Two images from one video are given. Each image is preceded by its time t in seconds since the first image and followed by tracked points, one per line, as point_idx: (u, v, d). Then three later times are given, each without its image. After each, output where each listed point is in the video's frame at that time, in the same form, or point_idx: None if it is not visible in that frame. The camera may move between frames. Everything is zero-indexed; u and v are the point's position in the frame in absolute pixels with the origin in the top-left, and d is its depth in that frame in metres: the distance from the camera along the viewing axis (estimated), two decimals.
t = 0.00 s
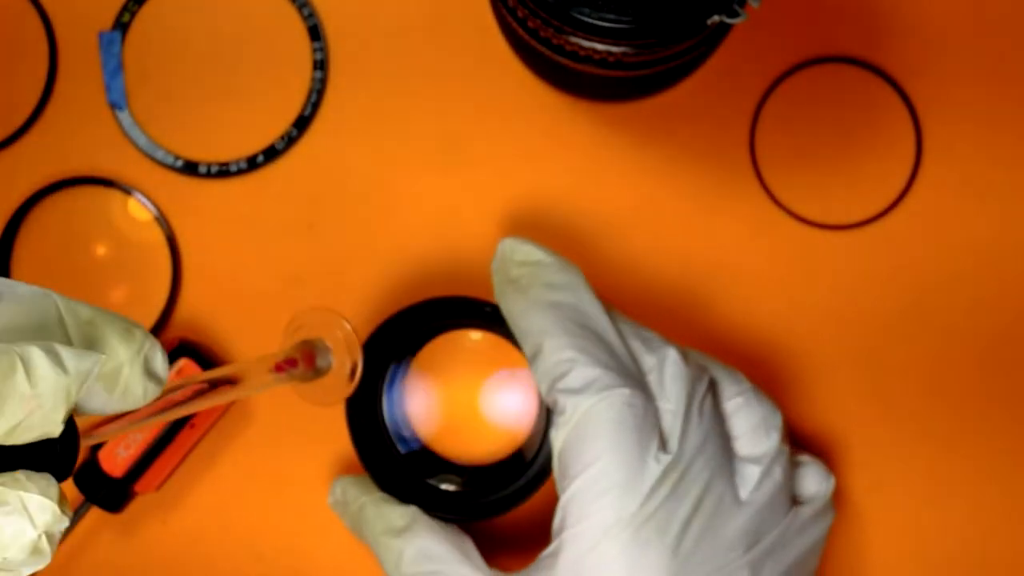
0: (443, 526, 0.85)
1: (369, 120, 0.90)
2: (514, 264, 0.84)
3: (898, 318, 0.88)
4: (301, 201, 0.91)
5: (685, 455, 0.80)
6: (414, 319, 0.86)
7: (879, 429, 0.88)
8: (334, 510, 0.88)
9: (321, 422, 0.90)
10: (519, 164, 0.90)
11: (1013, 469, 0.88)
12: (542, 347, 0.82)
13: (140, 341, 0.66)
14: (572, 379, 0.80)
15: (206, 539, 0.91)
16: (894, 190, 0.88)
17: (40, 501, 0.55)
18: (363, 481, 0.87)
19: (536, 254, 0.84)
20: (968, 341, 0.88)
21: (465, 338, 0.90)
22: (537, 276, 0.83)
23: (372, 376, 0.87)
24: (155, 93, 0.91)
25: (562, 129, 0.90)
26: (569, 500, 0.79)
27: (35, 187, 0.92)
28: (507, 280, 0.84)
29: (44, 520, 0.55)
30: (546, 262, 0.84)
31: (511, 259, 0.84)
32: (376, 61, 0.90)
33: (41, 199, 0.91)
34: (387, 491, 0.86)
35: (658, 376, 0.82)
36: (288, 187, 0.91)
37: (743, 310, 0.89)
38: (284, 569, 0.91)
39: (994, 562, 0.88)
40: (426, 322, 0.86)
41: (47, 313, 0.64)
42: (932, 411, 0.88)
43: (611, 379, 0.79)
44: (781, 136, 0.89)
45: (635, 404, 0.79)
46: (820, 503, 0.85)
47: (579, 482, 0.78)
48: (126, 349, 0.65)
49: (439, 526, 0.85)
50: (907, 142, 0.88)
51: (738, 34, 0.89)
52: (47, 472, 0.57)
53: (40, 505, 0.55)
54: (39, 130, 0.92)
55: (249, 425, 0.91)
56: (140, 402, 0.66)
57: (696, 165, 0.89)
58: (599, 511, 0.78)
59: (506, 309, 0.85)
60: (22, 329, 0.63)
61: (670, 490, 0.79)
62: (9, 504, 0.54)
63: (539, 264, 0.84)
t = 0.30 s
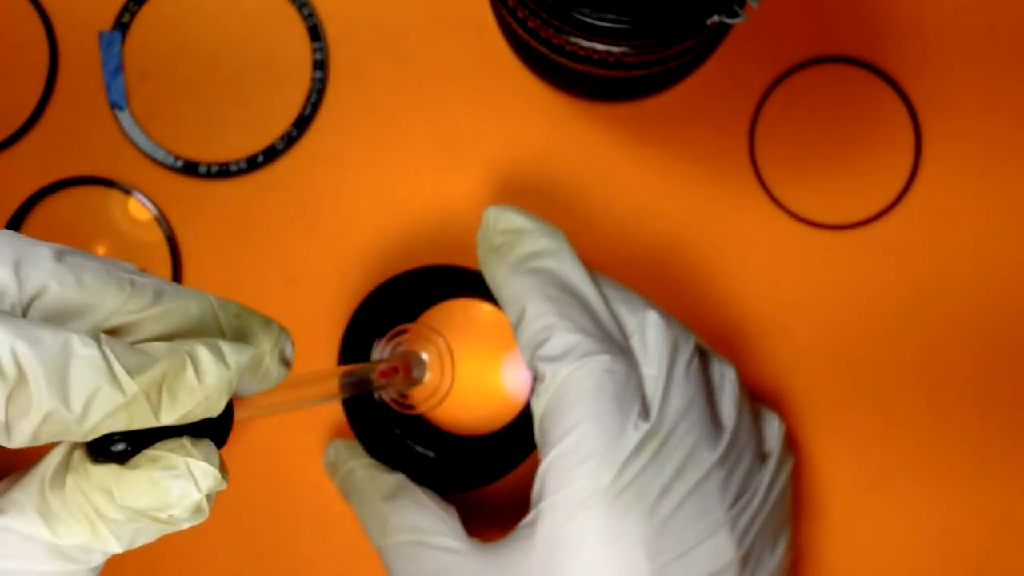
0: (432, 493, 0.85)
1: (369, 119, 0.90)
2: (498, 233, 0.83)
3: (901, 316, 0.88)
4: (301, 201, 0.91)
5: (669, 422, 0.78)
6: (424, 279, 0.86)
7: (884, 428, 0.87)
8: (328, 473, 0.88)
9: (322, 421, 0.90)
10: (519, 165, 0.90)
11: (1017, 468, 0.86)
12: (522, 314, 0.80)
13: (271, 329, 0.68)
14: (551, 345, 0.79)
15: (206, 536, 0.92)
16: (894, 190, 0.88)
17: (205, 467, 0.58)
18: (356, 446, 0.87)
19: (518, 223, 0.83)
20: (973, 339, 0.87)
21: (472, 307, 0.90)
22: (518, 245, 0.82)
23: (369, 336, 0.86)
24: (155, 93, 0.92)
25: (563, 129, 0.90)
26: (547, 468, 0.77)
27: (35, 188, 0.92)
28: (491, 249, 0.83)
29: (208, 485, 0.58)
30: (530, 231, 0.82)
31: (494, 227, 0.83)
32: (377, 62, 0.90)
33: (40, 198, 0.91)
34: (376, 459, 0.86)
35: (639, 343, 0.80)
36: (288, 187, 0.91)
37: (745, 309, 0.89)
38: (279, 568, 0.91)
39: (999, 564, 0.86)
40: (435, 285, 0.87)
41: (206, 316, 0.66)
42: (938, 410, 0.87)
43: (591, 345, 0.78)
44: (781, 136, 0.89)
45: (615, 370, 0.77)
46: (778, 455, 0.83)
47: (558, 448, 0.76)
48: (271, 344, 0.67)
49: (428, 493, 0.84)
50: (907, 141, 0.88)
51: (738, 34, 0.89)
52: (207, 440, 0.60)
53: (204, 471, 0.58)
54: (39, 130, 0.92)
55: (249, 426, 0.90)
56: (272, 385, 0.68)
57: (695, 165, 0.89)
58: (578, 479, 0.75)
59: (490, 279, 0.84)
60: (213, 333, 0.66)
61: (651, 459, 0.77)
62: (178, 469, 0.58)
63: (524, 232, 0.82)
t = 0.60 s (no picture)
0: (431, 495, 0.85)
1: (369, 119, 0.90)
2: (495, 241, 0.84)
3: (901, 315, 0.88)
4: (301, 200, 0.91)
5: (663, 426, 0.78)
6: (424, 283, 0.87)
7: (885, 427, 0.87)
8: (327, 471, 0.89)
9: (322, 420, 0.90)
10: (519, 165, 0.90)
11: (1017, 468, 0.86)
12: (517, 318, 0.80)
13: (318, 346, 0.71)
14: (545, 349, 0.78)
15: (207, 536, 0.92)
16: (894, 190, 0.88)
17: (265, 474, 0.61)
18: (356, 446, 0.87)
19: (515, 230, 0.83)
20: (974, 339, 0.87)
21: (474, 310, 0.90)
22: (516, 253, 0.83)
23: (371, 342, 0.88)
24: (154, 93, 0.92)
25: (562, 128, 0.90)
26: (539, 471, 0.76)
27: (35, 188, 0.92)
28: (488, 257, 0.84)
29: (268, 492, 0.61)
30: (527, 238, 0.83)
31: (491, 235, 0.84)
32: (377, 61, 0.90)
33: (40, 198, 0.91)
34: (376, 460, 0.86)
35: (633, 348, 0.80)
36: (289, 186, 0.91)
37: (746, 308, 0.89)
38: (279, 568, 0.91)
39: (998, 563, 0.86)
40: (436, 289, 0.88)
41: (262, 337, 0.68)
42: (938, 410, 0.87)
43: (585, 348, 0.78)
44: (781, 136, 0.90)
45: (608, 374, 0.77)
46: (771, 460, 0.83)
47: (549, 452, 0.76)
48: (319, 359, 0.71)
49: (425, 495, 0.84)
50: (906, 141, 0.88)
51: (738, 34, 0.89)
52: (266, 448, 0.64)
53: (265, 478, 0.61)
54: (39, 130, 0.92)
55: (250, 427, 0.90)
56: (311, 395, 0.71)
57: (696, 165, 0.89)
58: (569, 483, 0.75)
59: (488, 284, 0.84)
60: (265, 354, 0.68)
61: (644, 464, 0.76)
62: (239, 477, 0.61)
63: (521, 240, 0.83)
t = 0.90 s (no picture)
0: (428, 496, 0.85)
1: (370, 119, 0.90)
2: (492, 245, 0.84)
3: (902, 316, 0.87)
4: (301, 200, 0.91)
5: (655, 434, 0.77)
6: (421, 286, 0.88)
7: (885, 428, 0.87)
8: (325, 469, 0.88)
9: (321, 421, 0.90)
10: (519, 165, 0.90)
11: (1018, 469, 0.86)
12: (512, 323, 0.81)
13: (341, 368, 0.74)
14: (538, 356, 0.79)
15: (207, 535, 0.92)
16: (894, 190, 0.88)
17: (295, 498, 0.64)
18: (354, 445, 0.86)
19: (513, 234, 0.83)
20: (974, 339, 0.87)
21: (472, 312, 0.91)
22: (514, 257, 0.83)
23: (369, 344, 0.87)
24: (154, 93, 0.92)
25: (562, 128, 0.89)
26: (529, 479, 0.76)
27: (35, 188, 0.92)
28: (486, 260, 0.84)
29: (298, 516, 0.64)
30: (525, 242, 0.83)
31: (489, 239, 0.84)
32: (376, 61, 0.90)
33: (41, 198, 0.91)
34: (375, 460, 0.86)
35: (628, 355, 0.80)
36: (288, 187, 0.91)
37: (745, 309, 0.88)
38: (278, 567, 0.91)
39: (998, 564, 0.86)
40: (433, 292, 0.88)
41: (287, 360, 0.69)
42: (938, 410, 0.87)
43: (577, 356, 0.78)
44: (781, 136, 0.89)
45: (600, 381, 0.77)
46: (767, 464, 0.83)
47: (541, 458, 0.76)
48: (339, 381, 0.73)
49: (422, 497, 0.84)
50: (907, 141, 0.88)
51: (737, 34, 0.89)
52: (292, 471, 0.66)
53: (295, 502, 0.64)
54: (39, 130, 0.92)
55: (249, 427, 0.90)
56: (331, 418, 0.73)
57: (696, 165, 0.89)
58: (559, 489, 0.75)
59: (485, 288, 0.84)
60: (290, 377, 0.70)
61: (636, 471, 0.76)
62: (269, 500, 0.64)
63: (519, 244, 0.83)
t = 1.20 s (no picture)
0: (427, 496, 0.85)
1: (370, 118, 0.90)
2: (495, 244, 0.84)
3: (902, 315, 0.87)
4: (300, 200, 0.91)
5: (655, 434, 0.77)
6: (423, 285, 0.88)
7: (885, 428, 0.87)
8: (325, 467, 0.88)
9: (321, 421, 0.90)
10: (519, 165, 0.90)
11: (1019, 469, 0.86)
12: (513, 322, 0.81)
13: (346, 369, 0.75)
14: (539, 355, 0.79)
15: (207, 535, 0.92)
16: (894, 190, 0.88)
17: (305, 501, 0.64)
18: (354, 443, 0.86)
19: (515, 233, 0.83)
20: (974, 338, 0.87)
21: (473, 313, 0.90)
22: (516, 256, 0.83)
23: (371, 343, 0.88)
24: (154, 93, 0.92)
25: (562, 128, 0.89)
26: (529, 478, 0.77)
27: (35, 188, 0.92)
28: (488, 259, 0.84)
29: (308, 518, 0.63)
30: (527, 242, 0.83)
31: (492, 238, 0.84)
32: (376, 61, 0.90)
33: (40, 198, 0.91)
34: (375, 459, 0.86)
35: (629, 354, 0.80)
36: (289, 186, 0.91)
37: (745, 309, 0.88)
38: (279, 566, 0.91)
39: (999, 564, 0.86)
40: (435, 291, 0.88)
41: (295, 362, 0.69)
42: (939, 409, 0.87)
43: (578, 355, 0.78)
44: (781, 136, 0.89)
45: (600, 381, 0.77)
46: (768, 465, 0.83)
47: (541, 457, 0.76)
48: (346, 383, 0.73)
49: (421, 496, 0.83)
50: (907, 141, 0.88)
51: (737, 34, 0.89)
52: (301, 472, 0.66)
53: (304, 504, 0.64)
54: (39, 130, 0.92)
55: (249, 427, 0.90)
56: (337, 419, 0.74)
57: (696, 165, 0.89)
58: (559, 488, 0.75)
59: (487, 287, 0.84)
60: (298, 379, 0.70)
61: (635, 470, 0.76)
62: (279, 503, 0.64)
63: (521, 244, 0.83)
